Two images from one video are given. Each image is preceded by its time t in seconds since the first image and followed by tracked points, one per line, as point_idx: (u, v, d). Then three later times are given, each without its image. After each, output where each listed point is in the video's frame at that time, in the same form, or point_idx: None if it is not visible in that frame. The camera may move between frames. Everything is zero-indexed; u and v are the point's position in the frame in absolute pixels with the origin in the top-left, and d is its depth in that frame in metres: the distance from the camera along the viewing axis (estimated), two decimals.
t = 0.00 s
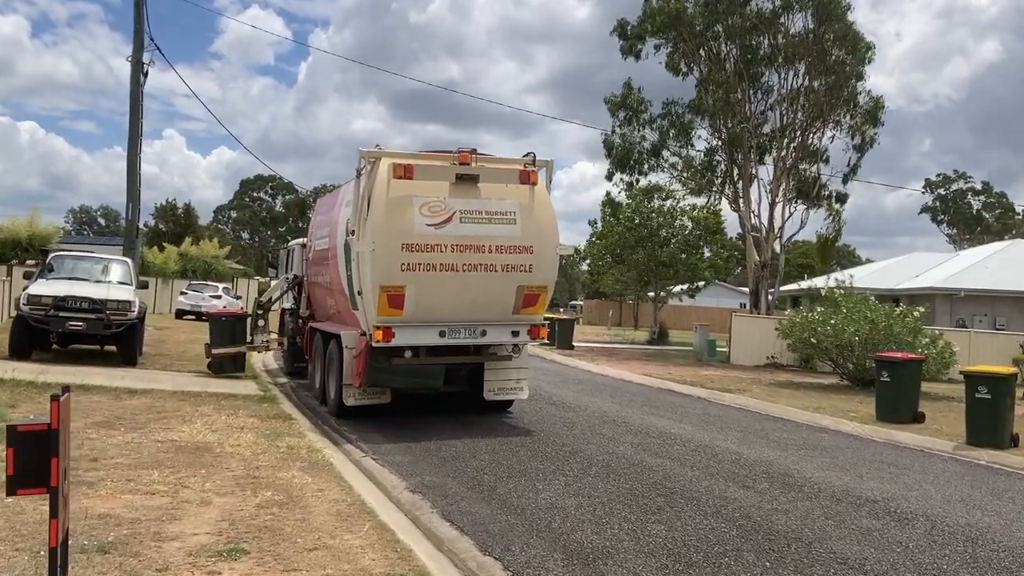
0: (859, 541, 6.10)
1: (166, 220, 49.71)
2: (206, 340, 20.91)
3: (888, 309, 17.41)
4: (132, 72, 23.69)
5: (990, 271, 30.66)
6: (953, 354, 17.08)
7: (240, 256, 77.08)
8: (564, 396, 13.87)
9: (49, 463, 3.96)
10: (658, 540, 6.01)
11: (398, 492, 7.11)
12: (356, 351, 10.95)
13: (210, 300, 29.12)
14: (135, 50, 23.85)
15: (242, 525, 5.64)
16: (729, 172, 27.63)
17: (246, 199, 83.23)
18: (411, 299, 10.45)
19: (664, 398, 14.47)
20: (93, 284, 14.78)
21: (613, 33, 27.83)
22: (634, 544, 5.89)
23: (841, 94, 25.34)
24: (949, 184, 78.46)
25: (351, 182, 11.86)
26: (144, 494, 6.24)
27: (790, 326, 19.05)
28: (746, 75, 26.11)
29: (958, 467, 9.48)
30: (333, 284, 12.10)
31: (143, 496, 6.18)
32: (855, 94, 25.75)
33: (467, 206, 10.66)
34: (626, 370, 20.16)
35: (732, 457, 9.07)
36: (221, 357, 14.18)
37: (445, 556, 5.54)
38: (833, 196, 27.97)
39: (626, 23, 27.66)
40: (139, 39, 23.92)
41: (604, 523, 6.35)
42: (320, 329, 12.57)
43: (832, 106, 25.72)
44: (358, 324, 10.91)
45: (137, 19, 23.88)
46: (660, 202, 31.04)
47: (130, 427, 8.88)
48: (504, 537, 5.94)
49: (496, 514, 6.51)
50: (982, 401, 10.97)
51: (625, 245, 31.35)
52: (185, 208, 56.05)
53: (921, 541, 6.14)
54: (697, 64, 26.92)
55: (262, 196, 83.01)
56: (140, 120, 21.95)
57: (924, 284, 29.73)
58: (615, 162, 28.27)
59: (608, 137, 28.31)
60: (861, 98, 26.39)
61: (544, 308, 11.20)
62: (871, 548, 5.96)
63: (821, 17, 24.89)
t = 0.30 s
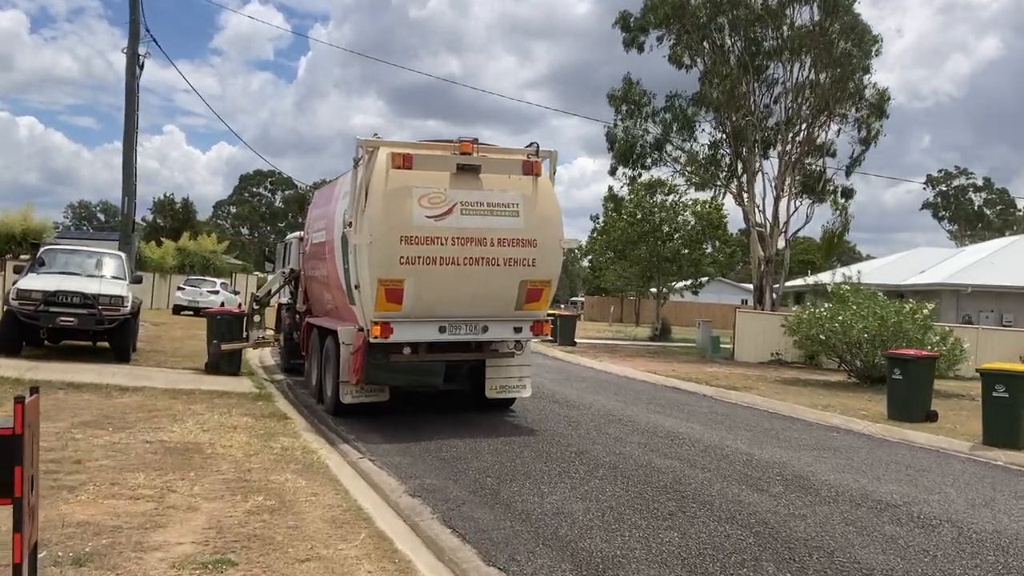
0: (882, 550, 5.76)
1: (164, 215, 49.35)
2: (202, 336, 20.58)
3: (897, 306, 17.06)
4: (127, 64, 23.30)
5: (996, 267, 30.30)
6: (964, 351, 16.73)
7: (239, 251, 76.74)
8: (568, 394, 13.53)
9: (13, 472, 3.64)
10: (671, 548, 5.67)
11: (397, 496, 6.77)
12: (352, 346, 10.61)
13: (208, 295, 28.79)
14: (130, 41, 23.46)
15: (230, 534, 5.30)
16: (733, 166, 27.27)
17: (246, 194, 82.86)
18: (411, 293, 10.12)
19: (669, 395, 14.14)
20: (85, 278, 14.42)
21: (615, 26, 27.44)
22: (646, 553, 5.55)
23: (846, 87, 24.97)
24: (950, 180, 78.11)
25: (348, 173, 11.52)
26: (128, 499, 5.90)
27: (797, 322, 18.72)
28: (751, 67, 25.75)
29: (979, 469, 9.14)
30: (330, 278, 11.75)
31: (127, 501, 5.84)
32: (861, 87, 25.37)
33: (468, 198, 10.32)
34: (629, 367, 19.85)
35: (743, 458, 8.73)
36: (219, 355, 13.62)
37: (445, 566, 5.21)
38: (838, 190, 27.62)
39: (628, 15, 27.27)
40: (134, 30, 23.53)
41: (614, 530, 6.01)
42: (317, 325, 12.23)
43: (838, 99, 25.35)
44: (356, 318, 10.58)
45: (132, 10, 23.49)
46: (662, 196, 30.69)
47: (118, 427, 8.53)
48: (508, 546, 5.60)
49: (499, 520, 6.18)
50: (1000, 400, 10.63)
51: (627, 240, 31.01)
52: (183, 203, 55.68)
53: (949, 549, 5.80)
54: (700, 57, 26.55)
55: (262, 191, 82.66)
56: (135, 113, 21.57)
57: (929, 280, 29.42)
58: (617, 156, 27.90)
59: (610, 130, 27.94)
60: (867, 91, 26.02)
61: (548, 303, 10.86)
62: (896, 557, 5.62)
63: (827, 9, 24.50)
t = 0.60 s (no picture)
0: (914, 566, 5.43)
1: (164, 212, 49.09)
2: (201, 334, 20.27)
3: (910, 305, 16.71)
4: (126, 58, 22.99)
5: (1005, 265, 29.95)
6: (979, 351, 16.37)
7: (240, 249, 76.50)
8: (574, 396, 13.21)
9: None
10: (690, 564, 5.35)
11: (400, 506, 6.46)
12: (352, 346, 10.29)
13: (207, 293, 28.49)
14: (129, 35, 23.15)
15: (224, 549, 4.99)
16: (738, 163, 26.94)
17: (247, 191, 82.58)
18: (412, 292, 9.81)
19: (677, 397, 13.82)
20: (80, 276, 14.11)
21: (620, 20, 27.09)
22: (664, 570, 5.23)
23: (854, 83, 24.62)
24: (953, 177, 77.72)
25: (347, 168, 11.20)
26: (117, 510, 5.59)
27: (807, 322, 18.39)
28: (758, 63, 25.40)
29: (1001, 475, 8.81)
30: (328, 276, 11.43)
31: (115, 513, 5.53)
32: (869, 83, 25.03)
33: (471, 194, 10.00)
34: (635, 366, 19.53)
35: (759, 464, 8.41)
36: (216, 355, 13.26)
37: None
38: (845, 188, 27.28)
39: (633, 10, 26.93)
40: (133, 24, 23.21)
41: (630, 544, 5.69)
42: (316, 324, 11.91)
43: (846, 95, 25.00)
44: (355, 318, 10.26)
45: (131, 3, 23.16)
46: (666, 193, 30.36)
47: (110, 431, 8.22)
48: (519, 561, 5.28)
49: (509, 533, 5.86)
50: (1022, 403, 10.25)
51: (631, 238, 30.68)
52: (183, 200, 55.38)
53: (985, 566, 5.48)
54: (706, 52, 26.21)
55: (262, 188, 82.40)
56: (133, 108, 21.25)
57: (937, 279, 29.10)
58: (622, 152, 27.56)
59: (614, 126, 27.61)
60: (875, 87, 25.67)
61: (552, 303, 10.55)
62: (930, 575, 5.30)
63: (835, 3, 24.15)
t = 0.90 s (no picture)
0: None
1: (168, 210, 48.87)
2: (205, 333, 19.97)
3: (928, 304, 16.35)
4: (129, 53, 22.70)
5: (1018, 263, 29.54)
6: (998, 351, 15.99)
7: (244, 247, 76.29)
8: (586, 397, 12.87)
9: None
10: None
11: (410, 515, 6.14)
12: (356, 345, 9.99)
13: (211, 291, 28.20)
14: (132, 30, 22.86)
15: (224, 565, 4.68)
16: (749, 160, 26.58)
17: (251, 189, 82.36)
18: (418, 290, 9.49)
19: (691, 398, 13.47)
20: (81, 274, 13.82)
21: (629, 14, 26.72)
22: None
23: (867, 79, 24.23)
24: (960, 175, 77.18)
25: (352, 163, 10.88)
26: (112, 522, 5.27)
27: (821, 321, 18.03)
28: (769, 58, 25.02)
29: None
30: (333, 273, 11.13)
31: (111, 525, 5.22)
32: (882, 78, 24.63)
33: (478, 190, 9.68)
34: (646, 366, 19.19)
35: (783, 471, 8.06)
36: (218, 355, 12.95)
37: None
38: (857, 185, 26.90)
39: (642, 4, 26.57)
40: (136, 19, 22.91)
41: (657, 560, 5.36)
42: (320, 322, 11.61)
43: (859, 91, 24.60)
44: (360, 317, 9.95)
45: None
46: (675, 191, 30.02)
47: (108, 434, 7.92)
48: None
49: (527, 546, 5.53)
50: None
51: (639, 236, 30.33)
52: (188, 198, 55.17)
53: None
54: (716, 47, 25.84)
55: (267, 186, 82.19)
56: (136, 104, 20.95)
57: (950, 277, 28.70)
58: (630, 149, 27.21)
59: (622, 123, 27.25)
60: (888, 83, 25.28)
61: (561, 301, 10.22)
62: None
63: None
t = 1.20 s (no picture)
0: None
1: (173, 210, 48.71)
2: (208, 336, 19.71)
3: (944, 307, 16.01)
4: (132, 52, 22.47)
5: None
6: (1016, 354, 15.64)
7: (249, 247, 76.14)
8: (596, 402, 12.58)
9: None
10: None
11: (416, 531, 5.86)
12: (357, 348, 9.72)
13: (215, 292, 27.97)
14: (136, 29, 22.63)
15: None
16: (758, 160, 26.27)
17: (257, 189, 82.21)
18: (420, 293, 9.21)
19: (703, 403, 13.16)
20: (80, 276, 13.57)
21: (637, 12, 26.41)
22: None
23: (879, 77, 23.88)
24: (968, 175, 76.61)
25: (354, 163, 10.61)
26: (102, 541, 5.00)
27: (834, 323, 17.71)
28: (779, 56, 24.70)
29: None
30: (335, 275, 10.85)
31: (101, 544, 4.95)
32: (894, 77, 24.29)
33: (481, 191, 9.39)
34: (655, 369, 18.86)
35: (804, 481, 7.76)
36: (220, 360, 12.68)
37: None
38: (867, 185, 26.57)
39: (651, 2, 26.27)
40: (139, 17, 22.68)
41: None
42: (322, 325, 11.35)
43: (870, 90, 24.25)
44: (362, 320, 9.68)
45: None
46: (683, 191, 29.70)
47: (104, 443, 7.65)
48: None
49: (540, 565, 5.25)
50: None
51: (646, 236, 30.03)
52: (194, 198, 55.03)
53: None
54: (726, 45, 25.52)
55: (272, 186, 82.06)
56: (139, 104, 20.71)
57: (962, 278, 28.32)
58: (638, 148, 26.90)
59: (630, 122, 26.95)
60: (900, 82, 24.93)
61: (564, 304, 9.93)
62: None
63: None
